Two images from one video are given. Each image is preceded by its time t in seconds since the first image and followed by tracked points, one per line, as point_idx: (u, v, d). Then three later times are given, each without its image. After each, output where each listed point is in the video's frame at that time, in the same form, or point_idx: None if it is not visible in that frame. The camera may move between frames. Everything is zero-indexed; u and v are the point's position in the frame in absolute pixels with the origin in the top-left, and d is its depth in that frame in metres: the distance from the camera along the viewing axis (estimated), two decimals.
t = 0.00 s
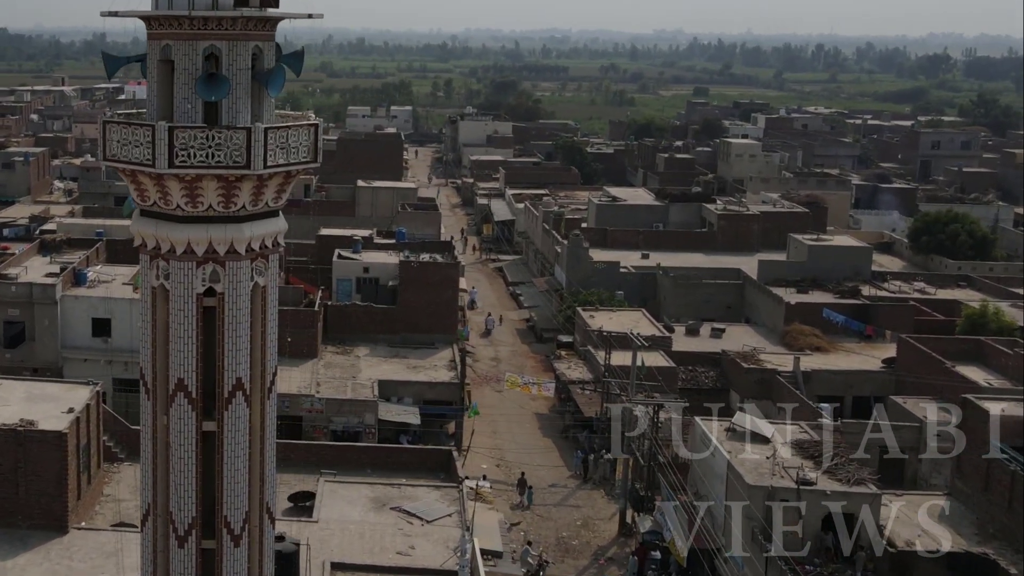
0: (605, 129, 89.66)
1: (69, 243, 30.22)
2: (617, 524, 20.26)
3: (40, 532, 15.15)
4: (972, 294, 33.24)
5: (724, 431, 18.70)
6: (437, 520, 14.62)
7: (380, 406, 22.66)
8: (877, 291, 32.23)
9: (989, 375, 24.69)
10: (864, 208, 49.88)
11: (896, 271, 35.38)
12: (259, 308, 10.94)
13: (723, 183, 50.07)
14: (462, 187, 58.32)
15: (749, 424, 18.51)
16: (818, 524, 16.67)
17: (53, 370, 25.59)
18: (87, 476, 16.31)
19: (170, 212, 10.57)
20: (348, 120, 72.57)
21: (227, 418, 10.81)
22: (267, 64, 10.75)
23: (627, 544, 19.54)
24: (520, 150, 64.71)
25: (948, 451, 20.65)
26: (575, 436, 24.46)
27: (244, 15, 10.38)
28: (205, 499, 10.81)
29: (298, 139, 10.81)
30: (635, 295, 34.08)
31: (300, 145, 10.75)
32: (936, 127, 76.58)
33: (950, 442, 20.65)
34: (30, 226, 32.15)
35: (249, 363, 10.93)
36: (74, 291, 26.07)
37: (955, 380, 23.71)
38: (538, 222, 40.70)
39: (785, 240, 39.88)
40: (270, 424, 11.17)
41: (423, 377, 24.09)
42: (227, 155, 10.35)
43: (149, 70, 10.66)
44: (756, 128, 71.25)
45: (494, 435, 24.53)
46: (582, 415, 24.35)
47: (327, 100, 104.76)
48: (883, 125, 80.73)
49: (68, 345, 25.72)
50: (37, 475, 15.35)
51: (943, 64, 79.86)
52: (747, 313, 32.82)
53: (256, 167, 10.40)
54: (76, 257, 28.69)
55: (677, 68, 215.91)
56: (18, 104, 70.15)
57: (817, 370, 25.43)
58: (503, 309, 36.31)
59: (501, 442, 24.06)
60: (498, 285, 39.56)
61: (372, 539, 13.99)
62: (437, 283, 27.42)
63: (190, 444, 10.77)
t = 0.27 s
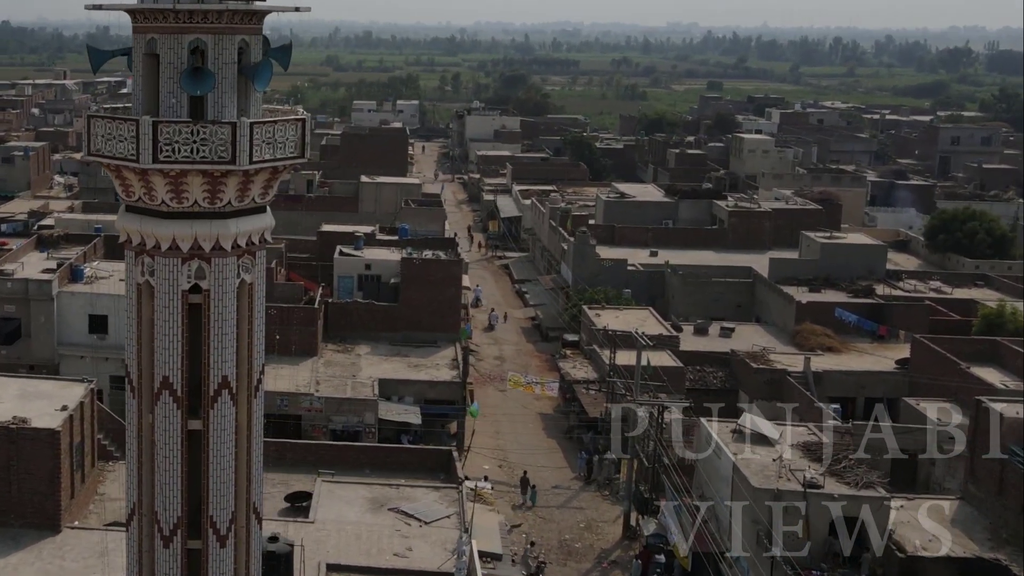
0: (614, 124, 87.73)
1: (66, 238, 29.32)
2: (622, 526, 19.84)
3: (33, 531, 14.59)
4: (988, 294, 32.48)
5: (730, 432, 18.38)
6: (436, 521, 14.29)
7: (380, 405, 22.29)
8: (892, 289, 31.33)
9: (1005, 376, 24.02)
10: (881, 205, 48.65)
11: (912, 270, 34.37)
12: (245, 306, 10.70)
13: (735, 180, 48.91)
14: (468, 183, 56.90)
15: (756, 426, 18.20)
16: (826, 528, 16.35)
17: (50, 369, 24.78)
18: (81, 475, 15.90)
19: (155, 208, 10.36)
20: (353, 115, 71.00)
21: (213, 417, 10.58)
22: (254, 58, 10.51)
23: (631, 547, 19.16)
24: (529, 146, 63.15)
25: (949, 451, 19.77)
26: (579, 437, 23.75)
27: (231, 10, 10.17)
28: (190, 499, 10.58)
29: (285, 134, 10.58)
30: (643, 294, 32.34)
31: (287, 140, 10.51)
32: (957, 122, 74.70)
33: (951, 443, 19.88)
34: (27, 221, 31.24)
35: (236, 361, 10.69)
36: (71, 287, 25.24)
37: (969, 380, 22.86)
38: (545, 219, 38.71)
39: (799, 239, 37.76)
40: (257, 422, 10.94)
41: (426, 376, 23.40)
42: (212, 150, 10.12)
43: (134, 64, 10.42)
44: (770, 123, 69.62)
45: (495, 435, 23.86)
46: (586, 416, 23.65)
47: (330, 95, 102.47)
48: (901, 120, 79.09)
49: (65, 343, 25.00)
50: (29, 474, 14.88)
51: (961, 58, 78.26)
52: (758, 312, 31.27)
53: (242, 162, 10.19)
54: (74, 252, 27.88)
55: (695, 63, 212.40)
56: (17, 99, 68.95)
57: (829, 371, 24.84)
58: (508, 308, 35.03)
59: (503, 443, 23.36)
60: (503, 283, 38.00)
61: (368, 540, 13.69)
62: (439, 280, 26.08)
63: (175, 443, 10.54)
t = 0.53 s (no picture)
0: (624, 119, 85.82)
1: (65, 235, 28.63)
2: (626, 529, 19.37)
3: (26, 530, 14.40)
4: (1006, 294, 31.73)
5: (737, 434, 18.04)
6: (435, 522, 13.95)
7: (382, 404, 21.68)
8: (908, 288, 30.53)
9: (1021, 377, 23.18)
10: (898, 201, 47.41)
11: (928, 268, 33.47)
12: (232, 303, 10.47)
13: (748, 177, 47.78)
14: (474, 180, 55.43)
15: (762, 427, 17.89)
16: (833, 531, 15.98)
17: (46, 366, 24.07)
18: (75, 475, 15.71)
19: (140, 204, 10.16)
20: (357, 110, 69.37)
21: (199, 415, 10.37)
22: (241, 52, 10.29)
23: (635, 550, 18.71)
24: (537, 142, 61.66)
25: (948, 450, 19.95)
26: (584, 438, 23.18)
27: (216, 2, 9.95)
28: (175, 499, 10.37)
29: (272, 130, 10.36)
30: (652, 292, 31.63)
31: (274, 135, 10.28)
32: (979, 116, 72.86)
33: (950, 443, 20.03)
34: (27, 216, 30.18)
35: (222, 359, 10.48)
36: (68, 283, 24.52)
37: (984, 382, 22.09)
38: (552, 215, 37.20)
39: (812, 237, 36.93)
40: (244, 422, 10.73)
41: (428, 373, 22.86)
42: (197, 145, 9.91)
43: (119, 59, 10.23)
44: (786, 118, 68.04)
45: (497, 435, 23.34)
46: (590, 417, 23.09)
47: (333, 88, 100.13)
48: (920, 116, 77.38)
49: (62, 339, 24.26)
50: (22, 472, 14.67)
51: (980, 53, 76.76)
52: (769, 312, 30.50)
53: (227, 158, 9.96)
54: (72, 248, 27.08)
55: (712, 56, 208.79)
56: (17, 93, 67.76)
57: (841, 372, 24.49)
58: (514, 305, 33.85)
59: (506, 445, 22.82)
60: (509, 280, 36.67)
61: (365, 541, 13.42)
62: (442, 277, 25.41)
63: (160, 442, 10.34)
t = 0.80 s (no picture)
0: (636, 114, 84.04)
1: (65, 230, 28.29)
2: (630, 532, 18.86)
3: (17, 529, 14.36)
4: None
5: (742, 436, 17.69)
6: (433, 523, 13.69)
7: (382, 403, 21.56)
8: (922, 288, 29.84)
9: None
10: (915, 199, 46.41)
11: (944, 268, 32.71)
12: (218, 301, 10.26)
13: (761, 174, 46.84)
14: (481, 176, 54.14)
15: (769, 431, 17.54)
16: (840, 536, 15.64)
17: (42, 363, 24.16)
18: (69, 473, 15.59)
19: (124, 200, 9.95)
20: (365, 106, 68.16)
21: (185, 414, 10.16)
22: (227, 46, 10.09)
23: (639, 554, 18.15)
24: (546, 138, 60.26)
25: (949, 450, 20.26)
26: (589, 439, 22.70)
27: None
28: (160, 498, 10.17)
29: (258, 125, 10.16)
30: (660, 290, 30.84)
31: (260, 130, 10.09)
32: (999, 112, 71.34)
33: (950, 442, 20.28)
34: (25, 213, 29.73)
35: (209, 356, 10.27)
36: (64, 280, 24.61)
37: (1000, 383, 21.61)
38: (560, 211, 36.38)
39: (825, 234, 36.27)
40: (232, 420, 10.52)
41: (426, 374, 22.64)
42: (181, 140, 9.72)
43: (103, 53, 10.02)
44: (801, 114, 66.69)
45: (501, 435, 22.85)
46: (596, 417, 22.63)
47: (341, 82, 98.56)
48: (941, 112, 75.64)
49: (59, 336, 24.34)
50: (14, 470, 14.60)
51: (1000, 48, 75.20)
52: (780, 310, 29.74)
53: (212, 153, 9.76)
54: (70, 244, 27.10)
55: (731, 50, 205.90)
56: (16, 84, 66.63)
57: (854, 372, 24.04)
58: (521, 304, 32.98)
59: (510, 445, 22.36)
60: (516, 278, 35.82)
61: (361, 542, 13.17)
62: (445, 273, 25.28)
63: (145, 441, 10.13)
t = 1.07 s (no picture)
0: (649, 109, 82.15)
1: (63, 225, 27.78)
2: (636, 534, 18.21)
3: (13, 528, 14.26)
4: None
5: (749, 438, 17.40)
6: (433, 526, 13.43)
7: (384, 402, 21.00)
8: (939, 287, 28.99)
9: None
10: (933, 197, 45.24)
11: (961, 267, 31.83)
12: (205, 299, 10.05)
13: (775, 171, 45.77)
14: (489, 171, 52.70)
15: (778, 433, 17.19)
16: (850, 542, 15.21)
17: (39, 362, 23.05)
18: (64, 471, 15.42)
19: (110, 195, 9.75)
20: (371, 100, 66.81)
21: (171, 413, 9.95)
22: (214, 40, 9.89)
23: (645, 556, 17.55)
24: (555, 132, 58.26)
25: (949, 451, 19.83)
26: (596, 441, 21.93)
27: None
28: (146, 498, 9.97)
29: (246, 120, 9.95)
30: (670, 289, 30.19)
31: (247, 125, 9.89)
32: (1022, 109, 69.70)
33: (950, 443, 19.88)
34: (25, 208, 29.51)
35: (196, 354, 10.06)
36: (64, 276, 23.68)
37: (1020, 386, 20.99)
38: (569, 209, 35.43)
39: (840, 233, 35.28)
40: (219, 419, 10.31)
41: (430, 373, 22.05)
42: (167, 136, 9.51)
43: (90, 47, 9.82)
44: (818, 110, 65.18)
45: (506, 435, 22.18)
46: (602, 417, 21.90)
47: (348, 77, 96.65)
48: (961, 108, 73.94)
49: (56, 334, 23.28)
50: (9, 468, 14.46)
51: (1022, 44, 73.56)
52: (792, 309, 29.33)
53: (199, 149, 9.56)
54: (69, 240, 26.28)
55: (748, 44, 202.28)
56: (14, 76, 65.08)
57: (868, 373, 23.67)
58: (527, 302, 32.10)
59: (515, 445, 21.72)
60: (524, 276, 34.84)
61: (360, 544, 12.93)
62: (449, 272, 24.92)
63: (131, 440, 9.94)
